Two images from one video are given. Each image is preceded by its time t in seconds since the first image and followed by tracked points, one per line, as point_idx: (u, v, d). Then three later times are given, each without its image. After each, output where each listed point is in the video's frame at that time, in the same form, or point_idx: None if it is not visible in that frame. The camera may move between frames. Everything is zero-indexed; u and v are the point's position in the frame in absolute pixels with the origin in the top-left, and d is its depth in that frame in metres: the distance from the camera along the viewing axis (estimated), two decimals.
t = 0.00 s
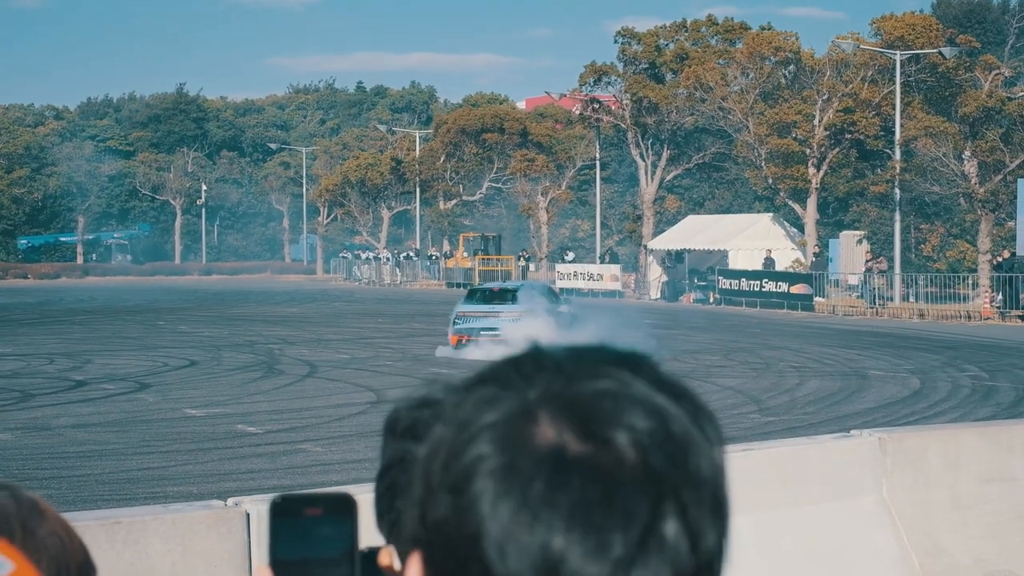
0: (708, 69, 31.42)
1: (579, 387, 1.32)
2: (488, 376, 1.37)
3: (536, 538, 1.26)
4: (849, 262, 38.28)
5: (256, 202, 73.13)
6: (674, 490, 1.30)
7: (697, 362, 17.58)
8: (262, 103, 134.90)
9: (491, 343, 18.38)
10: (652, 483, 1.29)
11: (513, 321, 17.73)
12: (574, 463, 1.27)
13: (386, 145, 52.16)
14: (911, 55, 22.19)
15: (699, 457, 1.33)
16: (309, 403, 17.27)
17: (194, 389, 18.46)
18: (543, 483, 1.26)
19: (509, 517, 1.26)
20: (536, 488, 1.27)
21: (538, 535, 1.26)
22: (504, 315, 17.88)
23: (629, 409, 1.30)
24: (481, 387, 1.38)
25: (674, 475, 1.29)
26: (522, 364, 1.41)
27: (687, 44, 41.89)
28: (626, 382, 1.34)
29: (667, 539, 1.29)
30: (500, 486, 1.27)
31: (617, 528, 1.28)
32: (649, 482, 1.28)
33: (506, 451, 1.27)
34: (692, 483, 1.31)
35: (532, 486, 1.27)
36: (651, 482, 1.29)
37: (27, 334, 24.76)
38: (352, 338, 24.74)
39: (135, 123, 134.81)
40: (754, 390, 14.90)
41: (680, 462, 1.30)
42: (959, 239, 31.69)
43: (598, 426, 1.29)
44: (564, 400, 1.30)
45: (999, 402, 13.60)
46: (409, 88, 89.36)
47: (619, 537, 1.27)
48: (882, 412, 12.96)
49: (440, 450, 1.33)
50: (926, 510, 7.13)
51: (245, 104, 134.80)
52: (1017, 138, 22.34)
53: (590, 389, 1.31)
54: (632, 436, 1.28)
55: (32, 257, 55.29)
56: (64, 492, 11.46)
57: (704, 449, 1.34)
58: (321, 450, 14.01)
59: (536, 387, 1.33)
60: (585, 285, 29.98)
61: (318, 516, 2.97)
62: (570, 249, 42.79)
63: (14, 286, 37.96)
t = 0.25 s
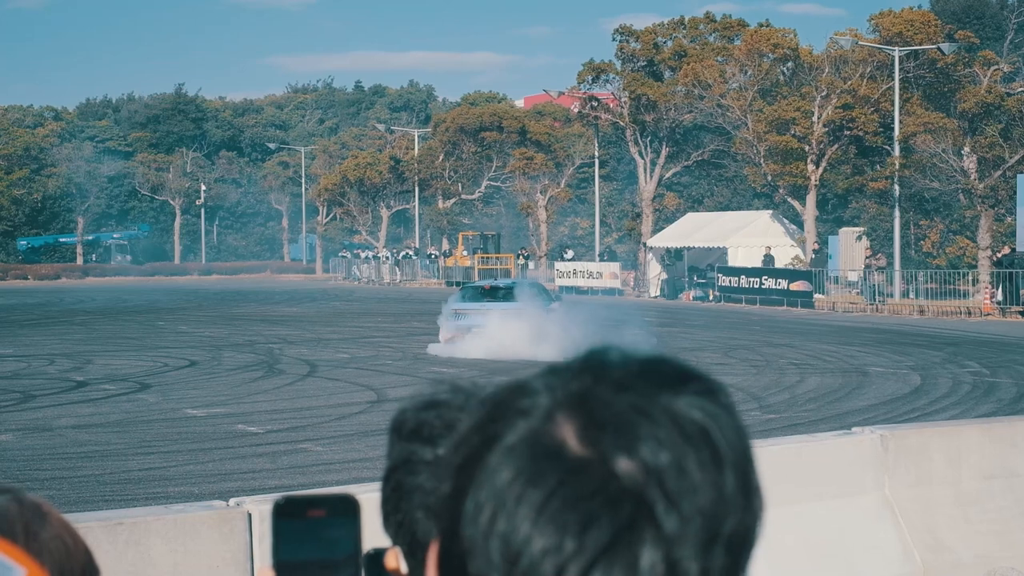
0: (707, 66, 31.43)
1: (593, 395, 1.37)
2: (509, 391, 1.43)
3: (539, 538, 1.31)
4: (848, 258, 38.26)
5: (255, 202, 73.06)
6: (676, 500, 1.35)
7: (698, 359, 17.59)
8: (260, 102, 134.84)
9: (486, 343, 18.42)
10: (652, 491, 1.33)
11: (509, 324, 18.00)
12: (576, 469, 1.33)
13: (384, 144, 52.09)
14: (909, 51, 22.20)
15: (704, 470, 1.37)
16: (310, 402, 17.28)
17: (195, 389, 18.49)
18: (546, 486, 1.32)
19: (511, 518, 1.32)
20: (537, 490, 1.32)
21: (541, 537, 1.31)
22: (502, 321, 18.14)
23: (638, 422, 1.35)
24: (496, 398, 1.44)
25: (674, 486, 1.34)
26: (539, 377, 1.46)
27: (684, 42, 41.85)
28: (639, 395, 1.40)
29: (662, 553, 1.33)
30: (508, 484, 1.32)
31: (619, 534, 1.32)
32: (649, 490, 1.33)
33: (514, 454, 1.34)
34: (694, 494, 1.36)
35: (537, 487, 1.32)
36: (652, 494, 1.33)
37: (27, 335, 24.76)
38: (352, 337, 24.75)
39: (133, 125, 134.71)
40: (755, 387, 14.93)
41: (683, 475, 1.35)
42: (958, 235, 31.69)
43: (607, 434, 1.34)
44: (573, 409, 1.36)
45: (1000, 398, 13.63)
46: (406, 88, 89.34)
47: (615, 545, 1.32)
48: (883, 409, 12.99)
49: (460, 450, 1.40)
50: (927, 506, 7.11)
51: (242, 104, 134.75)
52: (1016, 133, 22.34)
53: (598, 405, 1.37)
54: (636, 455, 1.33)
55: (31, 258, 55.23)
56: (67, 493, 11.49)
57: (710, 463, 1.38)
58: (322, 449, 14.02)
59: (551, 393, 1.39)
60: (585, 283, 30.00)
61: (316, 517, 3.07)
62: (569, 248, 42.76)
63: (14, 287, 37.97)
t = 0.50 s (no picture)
0: (706, 64, 31.41)
1: (606, 398, 1.38)
2: (523, 391, 1.44)
3: (548, 538, 1.32)
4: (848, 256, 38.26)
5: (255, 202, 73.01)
6: (685, 505, 1.35)
7: (698, 357, 17.60)
8: (260, 103, 134.85)
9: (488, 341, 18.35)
10: (661, 496, 1.34)
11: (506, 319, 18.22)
12: (588, 469, 1.33)
13: (383, 143, 52.05)
14: (908, 47, 22.16)
15: (713, 476, 1.38)
16: (311, 402, 17.28)
17: (196, 390, 18.51)
18: (557, 483, 1.33)
19: (520, 517, 1.32)
20: (547, 490, 1.32)
21: (548, 538, 1.32)
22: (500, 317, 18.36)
23: (650, 428, 1.36)
24: (507, 399, 1.44)
25: (683, 490, 1.35)
26: (552, 379, 1.47)
27: (683, 40, 41.81)
28: (652, 399, 1.41)
29: (669, 557, 1.34)
30: (519, 483, 1.33)
31: (626, 535, 1.32)
32: (659, 495, 1.34)
33: (524, 455, 1.34)
34: (704, 498, 1.36)
35: (547, 489, 1.33)
36: (662, 500, 1.34)
37: (28, 336, 24.77)
38: (352, 336, 24.76)
39: (132, 126, 134.74)
40: (756, 385, 14.93)
41: (692, 480, 1.36)
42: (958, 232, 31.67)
43: (617, 438, 1.34)
44: (586, 412, 1.36)
45: (1001, 394, 13.63)
46: (405, 87, 89.37)
47: (623, 549, 1.32)
48: (885, 406, 13.00)
49: (471, 449, 1.41)
50: (928, 503, 7.11)
51: (242, 104, 134.72)
52: (1016, 129, 22.29)
53: (611, 409, 1.37)
54: (648, 459, 1.33)
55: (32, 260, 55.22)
56: (68, 494, 11.50)
57: (721, 469, 1.39)
58: (323, 450, 14.02)
59: (565, 394, 1.39)
60: (584, 282, 30.00)
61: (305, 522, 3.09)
62: (568, 246, 42.72)
63: (15, 288, 37.99)
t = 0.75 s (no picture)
0: (705, 61, 31.41)
1: (607, 399, 1.38)
2: (521, 392, 1.44)
3: (549, 540, 1.32)
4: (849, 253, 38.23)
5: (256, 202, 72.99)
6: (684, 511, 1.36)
7: (699, 355, 17.60)
8: (259, 103, 134.83)
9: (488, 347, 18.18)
10: (664, 498, 1.34)
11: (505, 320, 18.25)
12: (590, 469, 1.34)
13: (384, 143, 52.02)
14: (908, 44, 22.15)
15: (715, 475, 1.38)
16: (312, 402, 17.28)
17: (197, 390, 18.52)
18: (557, 487, 1.33)
19: (520, 517, 1.32)
20: (548, 493, 1.33)
21: (553, 537, 1.32)
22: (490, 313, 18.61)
23: (651, 429, 1.36)
24: (509, 399, 1.44)
25: (685, 492, 1.35)
26: (553, 380, 1.47)
27: (683, 38, 41.77)
28: (653, 399, 1.41)
29: (676, 559, 1.34)
30: (523, 485, 1.33)
31: (628, 535, 1.32)
32: (662, 498, 1.34)
33: (523, 458, 1.34)
34: (706, 498, 1.37)
35: (546, 492, 1.33)
36: (666, 498, 1.34)
37: (30, 336, 24.77)
38: (353, 335, 24.77)
39: (133, 126, 134.70)
40: (757, 382, 14.94)
41: (696, 478, 1.36)
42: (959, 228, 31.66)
43: (621, 438, 1.35)
44: (588, 411, 1.37)
45: (1003, 391, 13.64)
46: (405, 87, 89.41)
47: (623, 553, 1.32)
48: (886, 403, 13.01)
49: (472, 452, 1.41)
50: (931, 501, 7.11)
51: (242, 105, 134.68)
52: (1016, 126, 22.29)
53: (612, 411, 1.37)
54: (647, 461, 1.34)
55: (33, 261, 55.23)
56: (70, 495, 11.51)
57: (723, 467, 1.39)
58: (324, 450, 14.03)
59: (562, 396, 1.40)
60: (584, 280, 30.01)
61: (298, 527, 3.09)
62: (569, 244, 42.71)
63: (16, 288, 38.02)
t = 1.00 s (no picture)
0: (706, 59, 31.38)
1: (618, 402, 1.38)
2: (530, 388, 1.45)
3: (562, 542, 1.32)
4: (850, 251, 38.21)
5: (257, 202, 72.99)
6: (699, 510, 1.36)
7: (701, 354, 17.61)
8: (260, 103, 134.79)
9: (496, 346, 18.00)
10: (679, 497, 1.34)
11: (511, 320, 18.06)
12: (601, 470, 1.34)
13: (385, 142, 51.98)
14: (909, 42, 22.15)
15: (725, 474, 1.38)
16: (313, 402, 17.27)
17: (199, 390, 18.53)
18: (568, 487, 1.33)
19: (534, 518, 1.33)
20: (563, 494, 1.33)
21: (569, 542, 1.32)
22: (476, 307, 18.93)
23: (657, 429, 1.36)
24: (520, 399, 1.44)
25: (696, 496, 1.35)
26: (562, 379, 1.47)
27: (683, 36, 41.75)
28: (667, 398, 1.40)
29: (691, 557, 1.34)
30: (532, 486, 1.33)
31: (637, 531, 1.33)
32: (673, 502, 1.34)
33: (529, 455, 1.35)
34: (719, 498, 1.37)
35: (560, 494, 1.33)
36: (680, 498, 1.34)
37: (32, 337, 24.78)
38: (355, 335, 24.77)
39: (134, 127, 134.64)
40: (758, 381, 14.96)
41: (709, 480, 1.36)
42: (959, 226, 31.64)
43: (632, 438, 1.35)
44: (600, 414, 1.36)
45: (1005, 389, 13.65)
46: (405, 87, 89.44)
47: (635, 550, 1.33)
48: (888, 401, 13.03)
49: (478, 450, 1.41)
50: (934, 499, 7.12)
51: (242, 105, 134.60)
52: (1017, 124, 22.29)
53: (621, 413, 1.37)
54: (659, 458, 1.34)
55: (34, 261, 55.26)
56: (72, 495, 11.52)
57: (735, 466, 1.40)
58: (327, 450, 14.04)
59: (575, 396, 1.39)
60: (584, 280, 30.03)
61: (300, 531, 3.09)
62: (570, 243, 42.67)
63: (18, 289, 38.06)
